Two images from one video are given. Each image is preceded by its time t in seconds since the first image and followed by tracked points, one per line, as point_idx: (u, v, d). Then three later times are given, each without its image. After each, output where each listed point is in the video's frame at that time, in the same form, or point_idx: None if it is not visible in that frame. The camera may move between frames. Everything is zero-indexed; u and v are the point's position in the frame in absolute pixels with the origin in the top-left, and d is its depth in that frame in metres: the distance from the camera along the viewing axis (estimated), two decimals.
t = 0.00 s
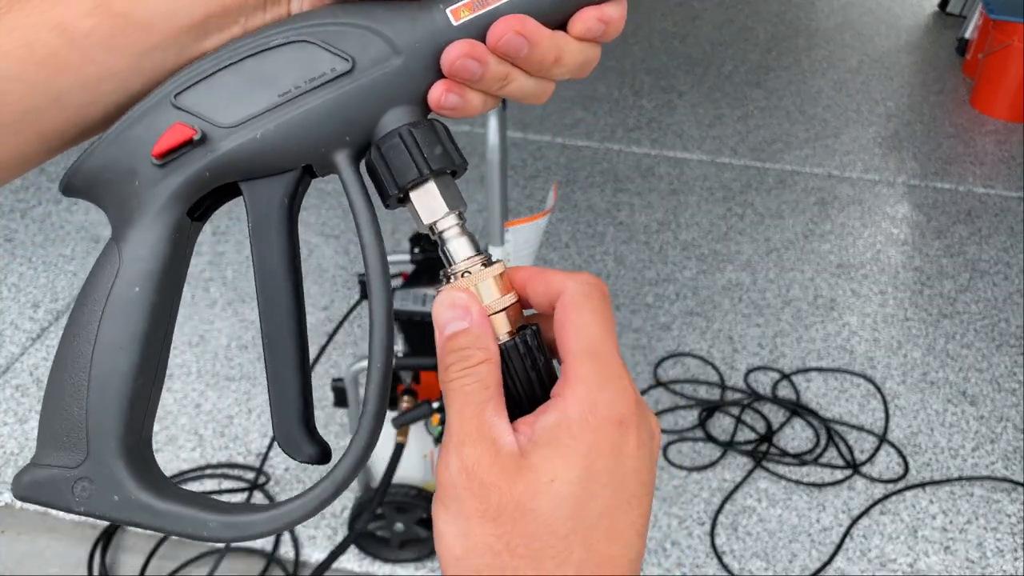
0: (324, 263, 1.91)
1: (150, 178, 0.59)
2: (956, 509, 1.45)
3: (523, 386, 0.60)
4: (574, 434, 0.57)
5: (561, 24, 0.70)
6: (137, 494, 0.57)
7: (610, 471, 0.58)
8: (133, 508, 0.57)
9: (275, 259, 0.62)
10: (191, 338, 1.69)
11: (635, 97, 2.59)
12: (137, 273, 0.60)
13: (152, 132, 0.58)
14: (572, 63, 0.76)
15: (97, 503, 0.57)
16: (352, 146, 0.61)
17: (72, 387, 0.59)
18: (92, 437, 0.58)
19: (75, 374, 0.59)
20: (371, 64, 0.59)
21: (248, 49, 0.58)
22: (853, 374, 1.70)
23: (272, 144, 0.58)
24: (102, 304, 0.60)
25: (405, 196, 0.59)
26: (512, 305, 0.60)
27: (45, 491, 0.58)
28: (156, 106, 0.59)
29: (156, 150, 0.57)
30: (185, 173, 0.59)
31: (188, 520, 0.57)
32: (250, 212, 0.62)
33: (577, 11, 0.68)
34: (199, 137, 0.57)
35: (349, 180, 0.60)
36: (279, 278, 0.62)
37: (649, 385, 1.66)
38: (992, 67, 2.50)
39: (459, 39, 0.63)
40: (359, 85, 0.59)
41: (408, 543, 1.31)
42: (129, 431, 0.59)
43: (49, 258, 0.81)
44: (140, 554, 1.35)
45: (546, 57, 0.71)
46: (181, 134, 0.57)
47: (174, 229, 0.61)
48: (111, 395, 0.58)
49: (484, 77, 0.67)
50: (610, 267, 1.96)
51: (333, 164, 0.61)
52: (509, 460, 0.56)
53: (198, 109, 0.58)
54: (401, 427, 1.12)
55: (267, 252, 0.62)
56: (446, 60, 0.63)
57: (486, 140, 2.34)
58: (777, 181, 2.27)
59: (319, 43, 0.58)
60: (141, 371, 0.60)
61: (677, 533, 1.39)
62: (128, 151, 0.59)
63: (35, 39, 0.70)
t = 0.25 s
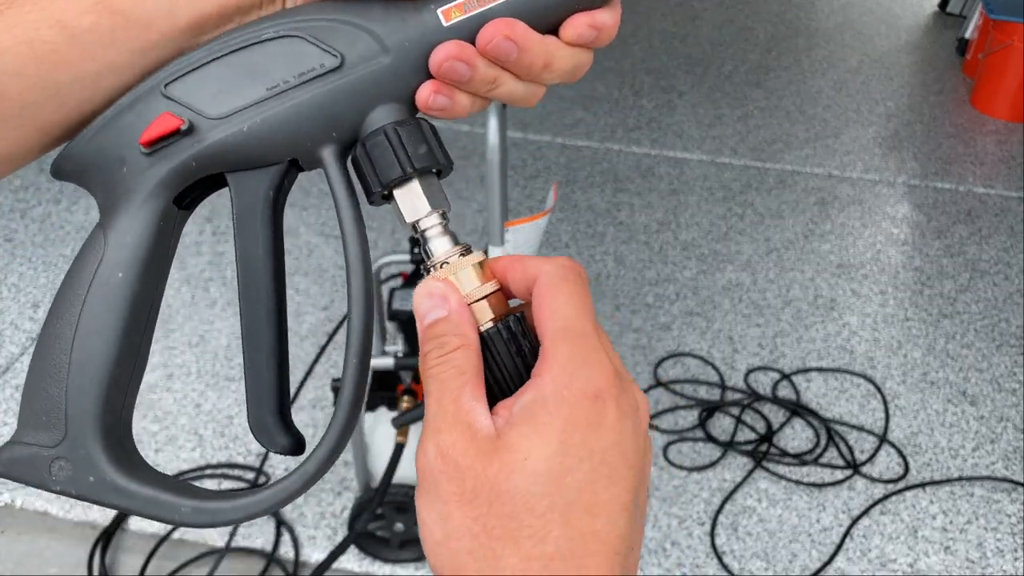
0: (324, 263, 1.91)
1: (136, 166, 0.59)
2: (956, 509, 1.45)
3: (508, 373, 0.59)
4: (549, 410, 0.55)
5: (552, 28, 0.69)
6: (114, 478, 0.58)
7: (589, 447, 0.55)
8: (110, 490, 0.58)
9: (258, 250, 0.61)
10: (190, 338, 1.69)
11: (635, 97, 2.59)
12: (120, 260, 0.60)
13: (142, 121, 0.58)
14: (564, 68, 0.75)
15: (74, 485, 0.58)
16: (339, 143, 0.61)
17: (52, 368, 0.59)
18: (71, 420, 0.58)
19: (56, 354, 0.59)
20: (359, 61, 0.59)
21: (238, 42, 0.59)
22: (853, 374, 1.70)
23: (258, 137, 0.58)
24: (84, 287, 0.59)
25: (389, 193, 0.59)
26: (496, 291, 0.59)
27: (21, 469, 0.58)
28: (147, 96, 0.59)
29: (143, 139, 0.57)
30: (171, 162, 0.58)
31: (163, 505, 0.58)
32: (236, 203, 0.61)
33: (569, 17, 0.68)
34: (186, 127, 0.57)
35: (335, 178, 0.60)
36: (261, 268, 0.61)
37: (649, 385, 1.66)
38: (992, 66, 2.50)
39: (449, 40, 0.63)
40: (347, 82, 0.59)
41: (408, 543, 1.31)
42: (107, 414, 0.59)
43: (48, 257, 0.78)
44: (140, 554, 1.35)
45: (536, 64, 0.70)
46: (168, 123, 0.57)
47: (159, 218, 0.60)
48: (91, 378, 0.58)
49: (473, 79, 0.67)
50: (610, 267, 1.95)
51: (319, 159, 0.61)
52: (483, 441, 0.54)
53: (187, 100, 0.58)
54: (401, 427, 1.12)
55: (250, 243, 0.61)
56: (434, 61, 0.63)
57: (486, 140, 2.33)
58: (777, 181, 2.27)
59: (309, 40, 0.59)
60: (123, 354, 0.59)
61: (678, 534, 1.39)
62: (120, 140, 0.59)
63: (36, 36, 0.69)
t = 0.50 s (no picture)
0: (324, 263, 1.91)
1: (151, 185, 0.60)
2: (956, 509, 1.45)
3: (509, 340, 0.59)
4: (558, 369, 0.55)
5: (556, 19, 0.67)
6: (152, 485, 0.61)
7: (597, 404, 0.55)
8: (150, 500, 0.61)
9: (278, 262, 0.63)
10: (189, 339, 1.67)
11: (635, 97, 2.59)
12: (145, 279, 0.62)
13: (152, 140, 0.59)
14: (570, 58, 0.72)
15: (119, 497, 0.62)
16: (346, 151, 0.61)
17: (87, 388, 0.62)
18: (109, 437, 0.61)
19: (90, 373, 0.62)
20: (361, 69, 0.58)
21: (241, 55, 0.58)
22: (853, 374, 1.70)
23: (265, 151, 0.59)
24: (115, 307, 0.62)
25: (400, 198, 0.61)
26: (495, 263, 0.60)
27: (68, 484, 0.62)
28: (155, 112, 0.59)
29: (155, 160, 0.58)
30: (185, 181, 0.60)
31: (197, 510, 0.61)
32: (249, 216, 0.63)
33: (572, 6, 0.66)
34: (195, 146, 0.57)
35: (346, 186, 0.60)
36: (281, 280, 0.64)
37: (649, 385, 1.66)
38: (992, 66, 2.50)
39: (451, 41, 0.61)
40: (350, 91, 0.58)
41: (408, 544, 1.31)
42: (142, 427, 0.62)
43: (51, 258, 0.77)
44: (140, 554, 1.35)
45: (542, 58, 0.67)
46: (177, 143, 0.57)
47: (178, 235, 0.62)
48: (125, 393, 0.61)
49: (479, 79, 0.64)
50: (610, 267, 1.95)
51: (328, 169, 0.61)
52: (492, 403, 0.55)
53: (195, 118, 0.58)
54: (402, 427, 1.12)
55: (270, 253, 0.63)
56: (437, 62, 0.61)
57: (486, 140, 2.33)
58: (777, 181, 2.27)
59: (310, 49, 0.58)
60: (153, 369, 0.62)
61: (678, 534, 1.39)
62: (132, 158, 0.60)
63: (24, 40, 0.65)
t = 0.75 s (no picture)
0: (324, 263, 1.91)
1: (141, 190, 0.60)
2: (957, 509, 1.45)
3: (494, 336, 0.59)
4: (539, 338, 0.56)
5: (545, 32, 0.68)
6: (138, 488, 0.62)
7: (580, 373, 0.56)
8: (137, 502, 0.62)
9: (264, 265, 0.65)
10: (191, 339, 1.59)
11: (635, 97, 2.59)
12: (133, 284, 0.62)
13: (142, 146, 0.59)
14: (560, 73, 0.72)
15: (104, 497, 0.62)
16: (335, 160, 0.62)
17: (74, 393, 0.62)
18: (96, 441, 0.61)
19: (76, 379, 0.62)
20: (353, 79, 0.60)
21: (232, 63, 0.58)
22: (853, 374, 1.70)
23: (256, 159, 0.59)
24: (98, 315, 0.62)
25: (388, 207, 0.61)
26: (472, 259, 0.61)
27: (52, 486, 0.62)
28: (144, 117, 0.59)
29: (146, 165, 0.58)
30: (175, 186, 0.60)
31: (184, 512, 0.62)
32: (237, 220, 0.63)
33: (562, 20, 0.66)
34: (186, 153, 0.58)
35: (336, 196, 0.62)
36: (270, 281, 0.65)
37: (649, 385, 1.66)
38: (992, 66, 2.49)
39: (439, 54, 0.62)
40: (341, 102, 0.60)
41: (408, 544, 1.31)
42: (127, 431, 0.62)
43: (49, 257, 0.71)
44: (140, 554, 1.35)
45: (532, 70, 0.68)
46: (168, 151, 0.58)
47: (165, 240, 0.63)
48: (112, 395, 0.62)
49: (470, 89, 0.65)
50: (610, 267, 1.95)
51: (319, 178, 0.62)
52: (475, 373, 0.55)
53: (185, 124, 0.58)
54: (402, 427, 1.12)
55: (257, 257, 0.64)
56: (427, 75, 0.62)
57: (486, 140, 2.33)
58: (777, 181, 2.27)
59: (301, 59, 0.58)
60: (139, 373, 0.63)
61: (678, 534, 1.39)
62: (121, 162, 0.60)
63: (22, 49, 0.61)
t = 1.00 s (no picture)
0: (324, 263, 1.90)
1: (133, 158, 0.55)
2: (957, 509, 1.45)
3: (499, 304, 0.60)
4: (562, 303, 0.56)
5: None
6: (136, 455, 0.56)
7: (598, 339, 0.56)
8: (137, 470, 0.56)
9: (258, 235, 0.59)
10: (191, 338, 1.60)
11: (635, 97, 2.59)
12: (128, 246, 0.56)
13: (131, 114, 0.54)
14: (547, 39, 0.70)
15: (104, 466, 0.56)
16: (328, 127, 0.57)
17: (65, 353, 0.55)
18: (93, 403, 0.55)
19: (69, 339, 0.56)
20: (344, 47, 0.55)
21: (224, 27, 0.54)
22: (853, 374, 1.70)
23: (250, 126, 0.55)
24: (92, 266, 0.57)
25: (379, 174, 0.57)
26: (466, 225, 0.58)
27: (47, 456, 0.56)
28: (134, 85, 0.55)
29: (137, 133, 0.54)
30: (167, 153, 0.55)
31: (184, 479, 0.56)
32: (231, 189, 0.58)
33: None
34: (178, 121, 0.53)
35: (327, 163, 0.57)
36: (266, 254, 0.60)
37: (649, 385, 1.66)
38: (993, 66, 2.49)
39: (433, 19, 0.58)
40: (333, 70, 0.55)
41: (408, 543, 1.31)
42: (124, 394, 0.56)
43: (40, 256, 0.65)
44: (140, 554, 1.35)
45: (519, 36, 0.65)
46: (160, 120, 0.53)
47: (159, 207, 0.57)
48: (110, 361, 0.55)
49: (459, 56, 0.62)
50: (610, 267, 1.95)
51: (310, 146, 0.57)
52: (504, 332, 0.53)
53: (177, 91, 0.54)
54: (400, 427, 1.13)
55: (252, 227, 0.59)
56: (417, 41, 0.57)
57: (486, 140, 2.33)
58: (777, 181, 2.27)
59: (292, 25, 0.54)
60: (137, 339, 0.56)
61: (678, 534, 1.39)
62: (110, 131, 0.55)
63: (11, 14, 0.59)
